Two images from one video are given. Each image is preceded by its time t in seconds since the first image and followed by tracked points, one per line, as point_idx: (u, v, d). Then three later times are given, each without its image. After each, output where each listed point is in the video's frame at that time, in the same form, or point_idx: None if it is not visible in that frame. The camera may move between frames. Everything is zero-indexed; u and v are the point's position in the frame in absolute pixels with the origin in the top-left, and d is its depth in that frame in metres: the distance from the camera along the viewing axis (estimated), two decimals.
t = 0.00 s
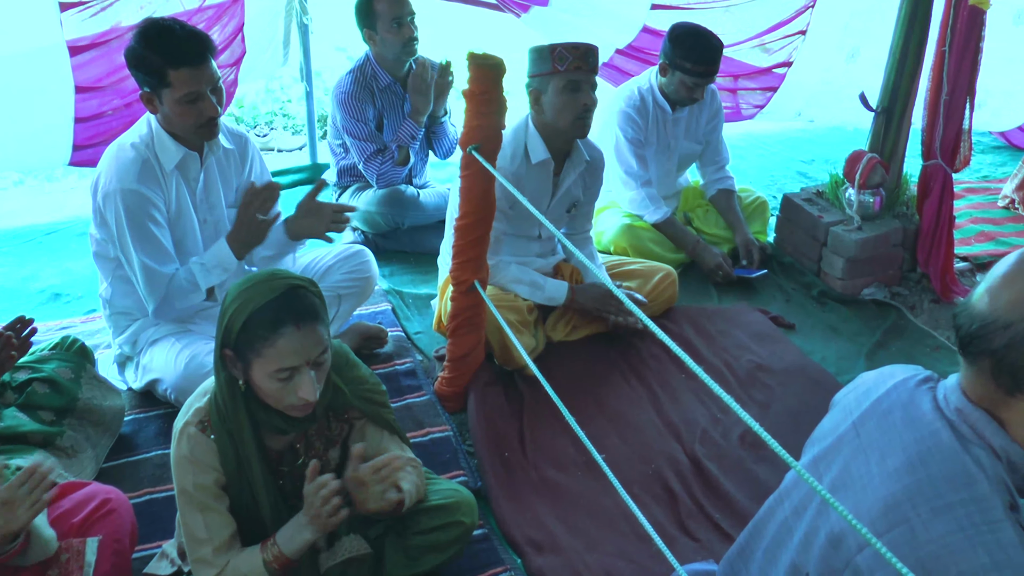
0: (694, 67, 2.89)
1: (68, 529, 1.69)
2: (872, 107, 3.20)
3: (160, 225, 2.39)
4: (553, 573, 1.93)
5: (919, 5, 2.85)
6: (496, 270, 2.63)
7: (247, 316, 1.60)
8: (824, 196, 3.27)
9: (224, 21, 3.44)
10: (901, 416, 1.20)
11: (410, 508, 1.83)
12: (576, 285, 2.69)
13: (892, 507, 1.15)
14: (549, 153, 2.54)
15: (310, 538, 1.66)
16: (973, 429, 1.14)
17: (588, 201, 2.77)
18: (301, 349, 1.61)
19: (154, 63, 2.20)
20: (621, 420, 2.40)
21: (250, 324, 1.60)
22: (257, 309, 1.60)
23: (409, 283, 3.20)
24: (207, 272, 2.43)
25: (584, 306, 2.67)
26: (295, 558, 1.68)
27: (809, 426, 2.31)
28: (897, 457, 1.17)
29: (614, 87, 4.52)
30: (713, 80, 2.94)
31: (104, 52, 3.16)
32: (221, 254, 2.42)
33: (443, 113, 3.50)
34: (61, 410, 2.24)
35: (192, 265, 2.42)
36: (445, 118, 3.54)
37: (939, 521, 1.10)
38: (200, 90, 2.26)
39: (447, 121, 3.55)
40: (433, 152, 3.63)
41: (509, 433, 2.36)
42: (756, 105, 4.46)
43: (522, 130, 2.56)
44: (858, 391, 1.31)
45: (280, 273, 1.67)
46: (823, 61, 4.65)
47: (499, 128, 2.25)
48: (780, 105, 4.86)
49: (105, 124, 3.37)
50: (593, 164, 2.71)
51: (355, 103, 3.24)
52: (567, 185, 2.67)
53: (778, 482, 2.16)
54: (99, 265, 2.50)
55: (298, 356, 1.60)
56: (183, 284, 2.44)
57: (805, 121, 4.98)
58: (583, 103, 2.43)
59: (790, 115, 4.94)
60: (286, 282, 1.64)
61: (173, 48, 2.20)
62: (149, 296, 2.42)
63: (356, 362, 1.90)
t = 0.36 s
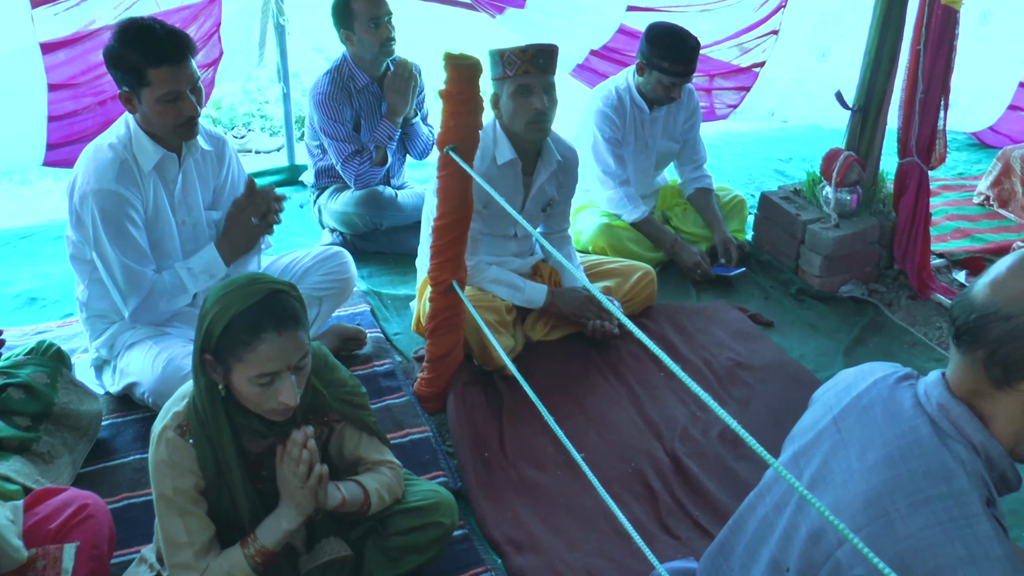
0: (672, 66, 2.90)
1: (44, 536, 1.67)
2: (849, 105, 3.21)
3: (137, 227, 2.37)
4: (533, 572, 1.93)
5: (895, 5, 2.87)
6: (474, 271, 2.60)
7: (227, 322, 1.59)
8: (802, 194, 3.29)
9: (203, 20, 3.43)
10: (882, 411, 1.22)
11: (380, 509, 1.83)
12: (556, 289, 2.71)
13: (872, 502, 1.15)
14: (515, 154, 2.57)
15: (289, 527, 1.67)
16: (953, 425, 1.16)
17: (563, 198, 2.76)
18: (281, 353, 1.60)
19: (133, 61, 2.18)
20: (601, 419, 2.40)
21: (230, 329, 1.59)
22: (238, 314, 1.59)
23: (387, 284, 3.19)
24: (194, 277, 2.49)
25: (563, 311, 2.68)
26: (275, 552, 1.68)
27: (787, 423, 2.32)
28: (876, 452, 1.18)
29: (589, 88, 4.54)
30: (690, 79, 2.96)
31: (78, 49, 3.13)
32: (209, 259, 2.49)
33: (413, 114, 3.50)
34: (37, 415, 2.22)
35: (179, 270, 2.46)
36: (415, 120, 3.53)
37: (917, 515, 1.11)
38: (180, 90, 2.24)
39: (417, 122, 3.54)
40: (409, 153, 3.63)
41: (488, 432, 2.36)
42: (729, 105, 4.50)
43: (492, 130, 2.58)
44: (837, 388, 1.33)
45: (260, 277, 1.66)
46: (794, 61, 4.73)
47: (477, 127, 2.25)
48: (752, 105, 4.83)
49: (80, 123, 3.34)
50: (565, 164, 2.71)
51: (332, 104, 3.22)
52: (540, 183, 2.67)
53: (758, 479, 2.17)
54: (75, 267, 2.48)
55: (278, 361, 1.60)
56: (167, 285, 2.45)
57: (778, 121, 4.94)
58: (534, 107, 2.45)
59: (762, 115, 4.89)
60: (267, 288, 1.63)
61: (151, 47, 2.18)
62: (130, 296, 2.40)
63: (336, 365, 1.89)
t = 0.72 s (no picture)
0: (648, 66, 2.91)
1: (20, 543, 1.65)
2: (824, 103, 3.24)
3: (115, 228, 2.35)
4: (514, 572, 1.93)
5: (870, 3, 2.89)
6: (451, 271, 2.62)
7: (203, 323, 1.58)
8: (779, 192, 3.31)
9: (179, 20, 3.42)
10: (857, 406, 1.23)
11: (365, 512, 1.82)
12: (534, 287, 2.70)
13: (847, 496, 1.15)
14: (489, 154, 2.57)
15: (274, 541, 1.67)
16: (929, 419, 1.17)
17: (539, 198, 2.76)
18: (259, 354, 1.59)
19: (110, 61, 2.17)
20: (581, 418, 2.41)
21: (206, 331, 1.58)
22: (213, 316, 1.58)
23: (365, 285, 3.18)
24: (168, 277, 2.39)
25: (541, 309, 2.68)
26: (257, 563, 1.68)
27: (765, 420, 2.34)
28: (851, 446, 1.19)
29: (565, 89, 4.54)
30: (666, 78, 2.97)
31: (54, 51, 3.12)
32: (182, 258, 2.37)
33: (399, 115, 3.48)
34: (13, 422, 2.19)
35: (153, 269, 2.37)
36: (400, 119, 3.51)
37: (893, 509, 1.11)
38: (158, 90, 2.23)
39: (400, 122, 3.53)
40: (388, 153, 3.61)
41: (468, 433, 2.36)
42: (704, 104, 4.51)
43: (468, 130, 2.60)
44: (813, 384, 1.34)
45: (236, 278, 1.65)
46: (769, 61, 4.77)
47: (452, 127, 2.25)
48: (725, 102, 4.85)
49: (55, 126, 3.31)
50: (542, 163, 2.71)
51: (308, 105, 3.21)
52: (516, 182, 2.67)
53: (737, 476, 2.18)
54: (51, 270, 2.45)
55: (255, 362, 1.59)
56: (142, 287, 2.39)
57: (752, 121, 4.96)
58: (507, 108, 2.47)
59: (735, 113, 4.92)
60: (242, 288, 1.61)
61: (128, 47, 2.17)
62: (105, 301, 2.37)
63: (314, 366, 1.88)
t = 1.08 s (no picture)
0: (623, 64, 2.92)
1: None
2: (801, 101, 3.26)
3: (91, 231, 2.33)
4: (494, 571, 1.93)
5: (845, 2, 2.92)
6: (430, 272, 2.60)
7: (180, 329, 1.56)
8: (756, 190, 3.33)
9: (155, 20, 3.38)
10: (834, 402, 1.23)
11: (340, 514, 1.82)
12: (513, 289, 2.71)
13: (823, 491, 1.16)
14: (470, 154, 2.55)
15: (250, 536, 1.66)
16: (907, 416, 1.19)
17: (517, 198, 2.77)
18: (236, 360, 1.58)
19: (88, 61, 2.14)
20: (560, 417, 2.41)
21: (183, 336, 1.56)
22: (190, 321, 1.56)
23: (343, 286, 3.18)
24: (150, 288, 2.40)
25: (521, 311, 2.69)
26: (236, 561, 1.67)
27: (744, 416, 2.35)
28: (828, 441, 1.19)
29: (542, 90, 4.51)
30: (642, 77, 2.98)
31: (28, 52, 3.09)
32: (166, 271, 2.38)
33: (369, 115, 3.49)
34: None
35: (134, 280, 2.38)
36: (371, 121, 3.51)
37: (868, 504, 1.12)
38: (137, 91, 2.21)
39: (374, 124, 3.53)
40: (363, 156, 3.61)
41: (446, 434, 2.35)
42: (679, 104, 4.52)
43: (447, 130, 2.58)
44: (790, 380, 1.35)
45: (214, 283, 1.63)
46: (739, 63, 4.82)
47: (429, 128, 2.24)
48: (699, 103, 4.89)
49: (29, 128, 3.24)
50: (520, 163, 2.71)
51: (285, 105, 3.20)
52: (494, 181, 2.67)
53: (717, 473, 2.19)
54: (26, 274, 2.42)
55: (232, 367, 1.57)
56: (121, 294, 2.38)
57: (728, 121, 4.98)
58: (497, 107, 2.45)
59: (711, 114, 4.95)
60: (219, 293, 1.60)
61: (108, 48, 2.15)
62: (81, 303, 2.34)
63: (292, 369, 1.87)
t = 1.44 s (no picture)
0: (606, 62, 2.93)
1: None
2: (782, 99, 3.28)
3: (73, 233, 2.31)
4: (480, 571, 1.93)
5: None
6: (412, 272, 2.61)
7: (158, 326, 1.56)
8: (739, 187, 3.35)
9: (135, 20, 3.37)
10: (822, 398, 1.24)
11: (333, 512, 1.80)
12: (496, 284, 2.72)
13: (813, 485, 1.16)
14: (456, 153, 2.56)
15: (236, 552, 1.64)
16: (897, 412, 1.20)
17: (501, 196, 2.78)
18: (214, 356, 1.57)
19: (69, 62, 2.13)
20: (545, 416, 2.42)
21: (161, 334, 1.56)
22: (168, 318, 1.56)
23: (327, 287, 3.18)
24: (123, 283, 2.33)
25: (503, 306, 2.69)
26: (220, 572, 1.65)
27: (728, 413, 2.36)
28: (816, 436, 1.20)
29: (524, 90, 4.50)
30: (625, 75, 2.99)
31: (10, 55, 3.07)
32: (137, 263, 2.30)
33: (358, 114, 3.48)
34: None
35: (107, 276, 2.32)
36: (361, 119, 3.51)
37: (858, 497, 1.13)
38: (119, 93, 2.19)
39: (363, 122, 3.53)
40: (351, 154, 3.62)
41: (431, 435, 2.35)
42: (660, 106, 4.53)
43: (430, 130, 2.58)
44: (777, 380, 1.36)
45: (191, 280, 1.62)
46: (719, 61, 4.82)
47: (412, 127, 2.24)
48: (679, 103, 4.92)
49: (8, 131, 3.22)
50: (504, 161, 2.71)
51: (267, 106, 3.19)
52: (479, 181, 2.67)
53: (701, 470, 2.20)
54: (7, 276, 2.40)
55: (211, 364, 1.57)
56: (97, 293, 2.34)
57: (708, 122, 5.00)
58: (483, 108, 2.45)
59: (691, 114, 4.98)
60: (196, 289, 1.59)
61: (89, 49, 2.13)
62: (60, 308, 2.32)
63: (274, 369, 1.86)
